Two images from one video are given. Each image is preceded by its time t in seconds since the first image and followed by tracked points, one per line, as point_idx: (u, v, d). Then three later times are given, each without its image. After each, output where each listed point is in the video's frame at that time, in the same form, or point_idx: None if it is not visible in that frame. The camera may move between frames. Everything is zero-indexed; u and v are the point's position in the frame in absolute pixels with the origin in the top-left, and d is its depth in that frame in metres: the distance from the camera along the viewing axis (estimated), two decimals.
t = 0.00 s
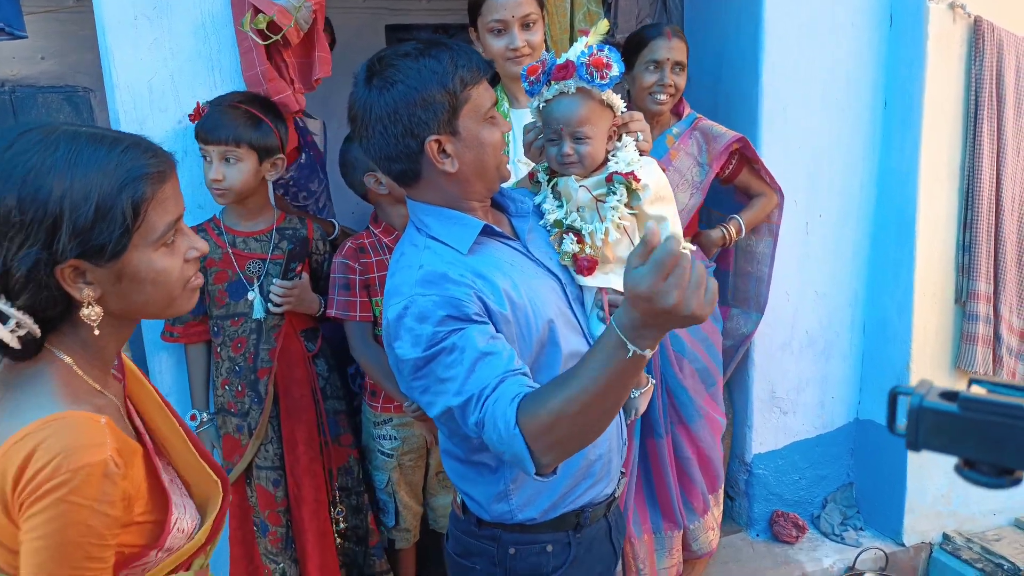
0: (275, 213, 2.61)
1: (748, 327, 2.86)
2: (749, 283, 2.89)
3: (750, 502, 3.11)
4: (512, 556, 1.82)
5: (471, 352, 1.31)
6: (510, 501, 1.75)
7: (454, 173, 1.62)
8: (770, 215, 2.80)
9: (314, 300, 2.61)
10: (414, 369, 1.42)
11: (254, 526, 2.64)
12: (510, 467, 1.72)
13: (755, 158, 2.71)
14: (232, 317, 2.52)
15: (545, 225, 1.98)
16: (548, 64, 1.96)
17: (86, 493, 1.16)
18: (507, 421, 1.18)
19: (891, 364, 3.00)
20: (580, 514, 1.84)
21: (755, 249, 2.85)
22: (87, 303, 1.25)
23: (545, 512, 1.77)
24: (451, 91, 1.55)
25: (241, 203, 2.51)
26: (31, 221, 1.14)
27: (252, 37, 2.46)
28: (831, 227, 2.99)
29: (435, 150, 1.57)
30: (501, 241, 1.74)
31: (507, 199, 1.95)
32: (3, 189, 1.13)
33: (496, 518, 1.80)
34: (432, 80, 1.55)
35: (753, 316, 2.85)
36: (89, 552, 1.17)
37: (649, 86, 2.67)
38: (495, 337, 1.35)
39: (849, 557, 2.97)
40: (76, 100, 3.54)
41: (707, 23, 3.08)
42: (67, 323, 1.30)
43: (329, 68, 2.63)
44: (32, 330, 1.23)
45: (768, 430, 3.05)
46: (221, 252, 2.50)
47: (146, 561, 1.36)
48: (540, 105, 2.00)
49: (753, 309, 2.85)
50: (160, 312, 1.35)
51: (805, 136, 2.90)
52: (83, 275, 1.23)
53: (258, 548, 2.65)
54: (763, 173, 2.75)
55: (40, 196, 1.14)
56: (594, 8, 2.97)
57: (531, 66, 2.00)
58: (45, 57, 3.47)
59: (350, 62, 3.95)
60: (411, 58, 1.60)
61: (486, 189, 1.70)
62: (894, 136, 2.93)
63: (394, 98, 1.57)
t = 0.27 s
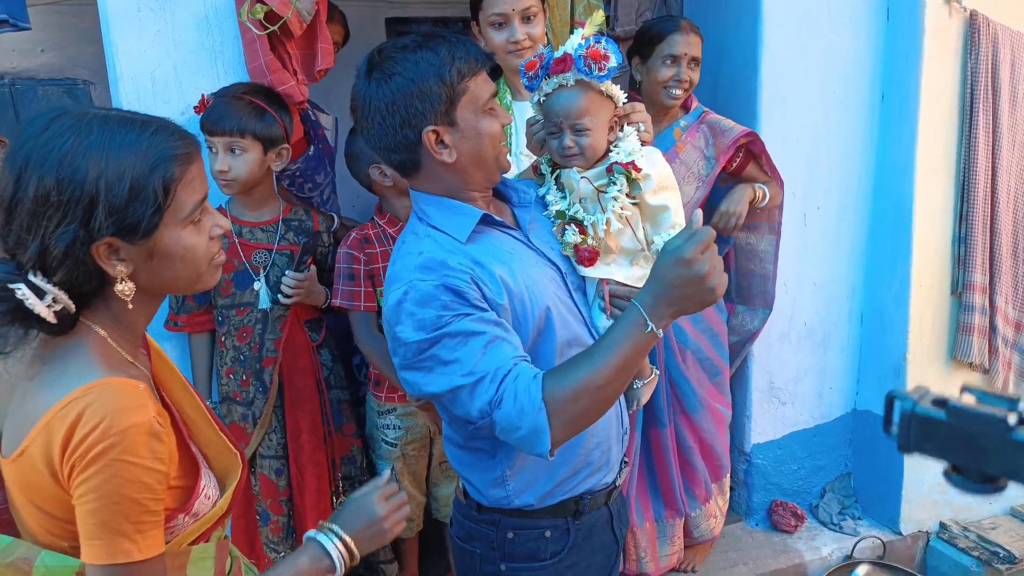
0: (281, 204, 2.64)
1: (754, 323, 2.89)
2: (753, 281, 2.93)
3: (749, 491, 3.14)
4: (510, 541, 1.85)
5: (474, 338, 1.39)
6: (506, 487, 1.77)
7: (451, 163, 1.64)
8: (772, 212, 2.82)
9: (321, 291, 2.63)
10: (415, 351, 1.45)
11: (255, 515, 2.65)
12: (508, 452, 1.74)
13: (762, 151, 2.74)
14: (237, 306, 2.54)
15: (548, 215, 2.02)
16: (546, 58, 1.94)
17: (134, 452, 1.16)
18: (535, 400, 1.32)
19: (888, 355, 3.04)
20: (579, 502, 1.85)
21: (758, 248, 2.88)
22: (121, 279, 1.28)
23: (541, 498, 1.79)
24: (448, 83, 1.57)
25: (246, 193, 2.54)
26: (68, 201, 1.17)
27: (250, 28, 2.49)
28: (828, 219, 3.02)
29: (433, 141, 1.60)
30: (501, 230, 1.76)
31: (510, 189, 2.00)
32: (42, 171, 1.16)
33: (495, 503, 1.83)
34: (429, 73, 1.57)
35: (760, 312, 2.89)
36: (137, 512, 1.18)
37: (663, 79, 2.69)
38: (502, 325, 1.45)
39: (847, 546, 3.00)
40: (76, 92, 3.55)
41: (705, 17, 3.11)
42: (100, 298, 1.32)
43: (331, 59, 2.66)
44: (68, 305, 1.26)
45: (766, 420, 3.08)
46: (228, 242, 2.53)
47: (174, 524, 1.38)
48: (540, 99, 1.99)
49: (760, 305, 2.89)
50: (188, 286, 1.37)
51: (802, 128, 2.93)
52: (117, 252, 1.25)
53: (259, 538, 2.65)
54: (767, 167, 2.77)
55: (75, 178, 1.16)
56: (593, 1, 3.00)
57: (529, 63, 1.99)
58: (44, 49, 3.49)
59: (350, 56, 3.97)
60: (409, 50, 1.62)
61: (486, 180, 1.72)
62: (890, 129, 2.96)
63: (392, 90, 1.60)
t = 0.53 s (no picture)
0: (284, 203, 2.66)
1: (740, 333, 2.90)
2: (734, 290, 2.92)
3: (746, 489, 3.14)
4: (504, 537, 1.86)
5: (499, 320, 1.49)
6: (499, 481, 1.79)
7: (445, 164, 1.66)
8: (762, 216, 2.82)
9: (322, 291, 2.64)
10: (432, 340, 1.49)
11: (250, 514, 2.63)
12: (502, 446, 1.77)
13: (760, 155, 2.73)
14: (239, 304, 2.55)
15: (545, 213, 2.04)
16: (543, 58, 1.96)
17: (167, 430, 1.16)
18: (574, 363, 1.50)
19: (885, 352, 3.05)
20: (574, 498, 1.86)
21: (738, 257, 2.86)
22: (149, 275, 1.27)
23: (533, 494, 1.80)
24: (442, 85, 1.59)
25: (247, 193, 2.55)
26: (100, 201, 1.16)
27: (248, 28, 2.51)
28: (825, 217, 3.03)
29: (427, 142, 1.61)
30: (497, 227, 1.77)
31: (508, 187, 2.03)
32: (75, 174, 1.16)
33: (488, 499, 1.83)
34: (422, 75, 1.59)
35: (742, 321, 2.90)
36: (189, 486, 1.17)
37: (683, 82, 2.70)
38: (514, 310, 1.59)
39: (844, 543, 3.01)
40: (76, 93, 3.58)
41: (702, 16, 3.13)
42: (126, 294, 1.30)
43: (330, 59, 2.69)
44: (96, 302, 1.24)
45: (763, 418, 3.08)
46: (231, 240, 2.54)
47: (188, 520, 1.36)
48: (537, 98, 2.00)
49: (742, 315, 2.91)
50: (210, 283, 1.36)
51: (799, 127, 2.94)
52: (145, 250, 1.24)
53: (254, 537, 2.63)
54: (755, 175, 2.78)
55: (107, 179, 1.16)
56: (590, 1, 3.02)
57: (527, 62, 2.01)
58: (45, 50, 3.52)
59: (349, 55, 4.00)
60: (403, 53, 1.63)
61: (482, 180, 1.73)
62: (887, 125, 2.97)
63: (385, 92, 1.62)
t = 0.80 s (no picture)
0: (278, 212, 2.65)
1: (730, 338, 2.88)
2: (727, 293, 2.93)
3: (741, 489, 3.13)
4: (498, 537, 1.86)
5: (512, 302, 1.56)
6: (496, 475, 1.79)
7: (441, 163, 1.66)
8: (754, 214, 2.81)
9: (317, 292, 2.66)
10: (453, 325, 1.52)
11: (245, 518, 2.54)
12: (499, 440, 1.78)
13: (754, 157, 2.76)
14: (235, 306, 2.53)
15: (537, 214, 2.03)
16: (533, 62, 1.95)
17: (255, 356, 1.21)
18: (593, 333, 1.59)
19: (879, 351, 3.04)
20: (566, 497, 1.86)
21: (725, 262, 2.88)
22: (212, 266, 1.31)
23: (529, 490, 1.80)
24: (439, 85, 1.60)
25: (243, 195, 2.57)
26: (168, 195, 1.22)
27: (247, 32, 2.52)
28: (818, 217, 3.03)
29: (422, 141, 1.62)
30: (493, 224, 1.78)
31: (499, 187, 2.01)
32: (142, 170, 1.22)
33: (483, 495, 1.83)
34: (421, 74, 1.60)
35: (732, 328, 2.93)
36: (312, 386, 1.23)
37: (683, 83, 2.69)
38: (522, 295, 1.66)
39: (839, 544, 3.00)
40: (74, 96, 3.61)
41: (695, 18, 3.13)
42: (186, 286, 1.33)
43: (324, 63, 2.71)
44: (162, 297, 1.28)
45: (757, 418, 3.08)
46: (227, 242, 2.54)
47: (263, 497, 1.43)
48: (527, 101, 2.00)
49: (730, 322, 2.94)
50: (263, 274, 1.39)
51: (792, 127, 2.95)
52: (208, 241, 1.29)
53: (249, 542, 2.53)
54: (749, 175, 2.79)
55: (174, 175, 1.22)
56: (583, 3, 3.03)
57: (518, 65, 2.00)
58: (43, 55, 3.55)
59: (346, 57, 4.02)
60: (400, 53, 1.65)
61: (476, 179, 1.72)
62: (880, 124, 2.97)
63: (384, 90, 1.63)
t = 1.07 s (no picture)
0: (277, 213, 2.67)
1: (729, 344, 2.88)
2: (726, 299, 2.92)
3: (740, 494, 3.12)
4: (498, 543, 1.85)
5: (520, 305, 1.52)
6: (497, 480, 1.78)
7: (445, 165, 1.66)
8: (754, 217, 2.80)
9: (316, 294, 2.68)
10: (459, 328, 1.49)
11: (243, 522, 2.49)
12: (499, 445, 1.77)
13: (752, 163, 2.76)
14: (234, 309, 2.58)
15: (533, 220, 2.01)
16: (532, 66, 1.92)
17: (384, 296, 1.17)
18: (601, 337, 1.58)
19: (879, 356, 3.03)
20: (564, 500, 1.86)
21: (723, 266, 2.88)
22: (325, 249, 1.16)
23: (529, 494, 1.79)
24: (444, 86, 1.59)
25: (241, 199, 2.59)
26: (293, 180, 1.09)
27: (250, 37, 2.54)
28: (817, 221, 3.03)
29: (427, 143, 1.62)
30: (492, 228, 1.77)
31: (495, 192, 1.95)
32: (264, 155, 1.08)
33: (483, 500, 1.82)
34: (426, 76, 1.60)
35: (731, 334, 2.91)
36: (448, 310, 1.19)
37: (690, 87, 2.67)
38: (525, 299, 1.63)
39: (839, 549, 2.99)
40: (75, 100, 3.63)
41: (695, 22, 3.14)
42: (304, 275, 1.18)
43: (324, 67, 2.69)
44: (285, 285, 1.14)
45: (757, 422, 3.07)
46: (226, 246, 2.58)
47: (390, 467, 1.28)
48: (525, 106, 1.97)
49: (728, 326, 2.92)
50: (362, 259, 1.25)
51: (792, 130, 2.94)
52: (323, 225, 1.15)
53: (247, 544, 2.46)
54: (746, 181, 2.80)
55: (296, 159, 1.09)
56: (582, 7, 3.05)
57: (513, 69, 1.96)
58: (44, 58, 3.56)
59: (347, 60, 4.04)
60: (404, 54, 1.65)
61: (476, 181, 1.73)
62: (879, 127, 2.97)
63: (390, 92, 1.62)
